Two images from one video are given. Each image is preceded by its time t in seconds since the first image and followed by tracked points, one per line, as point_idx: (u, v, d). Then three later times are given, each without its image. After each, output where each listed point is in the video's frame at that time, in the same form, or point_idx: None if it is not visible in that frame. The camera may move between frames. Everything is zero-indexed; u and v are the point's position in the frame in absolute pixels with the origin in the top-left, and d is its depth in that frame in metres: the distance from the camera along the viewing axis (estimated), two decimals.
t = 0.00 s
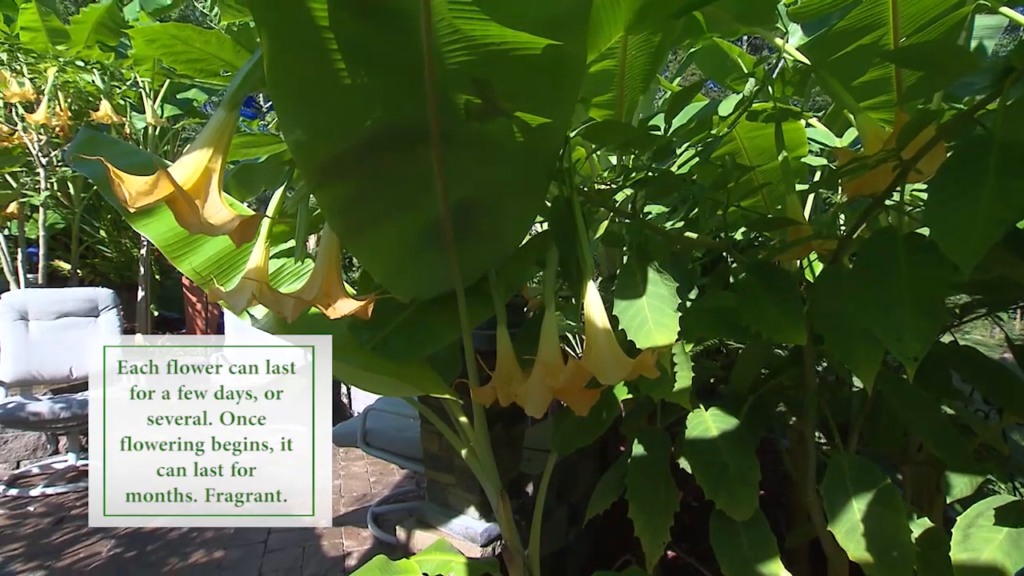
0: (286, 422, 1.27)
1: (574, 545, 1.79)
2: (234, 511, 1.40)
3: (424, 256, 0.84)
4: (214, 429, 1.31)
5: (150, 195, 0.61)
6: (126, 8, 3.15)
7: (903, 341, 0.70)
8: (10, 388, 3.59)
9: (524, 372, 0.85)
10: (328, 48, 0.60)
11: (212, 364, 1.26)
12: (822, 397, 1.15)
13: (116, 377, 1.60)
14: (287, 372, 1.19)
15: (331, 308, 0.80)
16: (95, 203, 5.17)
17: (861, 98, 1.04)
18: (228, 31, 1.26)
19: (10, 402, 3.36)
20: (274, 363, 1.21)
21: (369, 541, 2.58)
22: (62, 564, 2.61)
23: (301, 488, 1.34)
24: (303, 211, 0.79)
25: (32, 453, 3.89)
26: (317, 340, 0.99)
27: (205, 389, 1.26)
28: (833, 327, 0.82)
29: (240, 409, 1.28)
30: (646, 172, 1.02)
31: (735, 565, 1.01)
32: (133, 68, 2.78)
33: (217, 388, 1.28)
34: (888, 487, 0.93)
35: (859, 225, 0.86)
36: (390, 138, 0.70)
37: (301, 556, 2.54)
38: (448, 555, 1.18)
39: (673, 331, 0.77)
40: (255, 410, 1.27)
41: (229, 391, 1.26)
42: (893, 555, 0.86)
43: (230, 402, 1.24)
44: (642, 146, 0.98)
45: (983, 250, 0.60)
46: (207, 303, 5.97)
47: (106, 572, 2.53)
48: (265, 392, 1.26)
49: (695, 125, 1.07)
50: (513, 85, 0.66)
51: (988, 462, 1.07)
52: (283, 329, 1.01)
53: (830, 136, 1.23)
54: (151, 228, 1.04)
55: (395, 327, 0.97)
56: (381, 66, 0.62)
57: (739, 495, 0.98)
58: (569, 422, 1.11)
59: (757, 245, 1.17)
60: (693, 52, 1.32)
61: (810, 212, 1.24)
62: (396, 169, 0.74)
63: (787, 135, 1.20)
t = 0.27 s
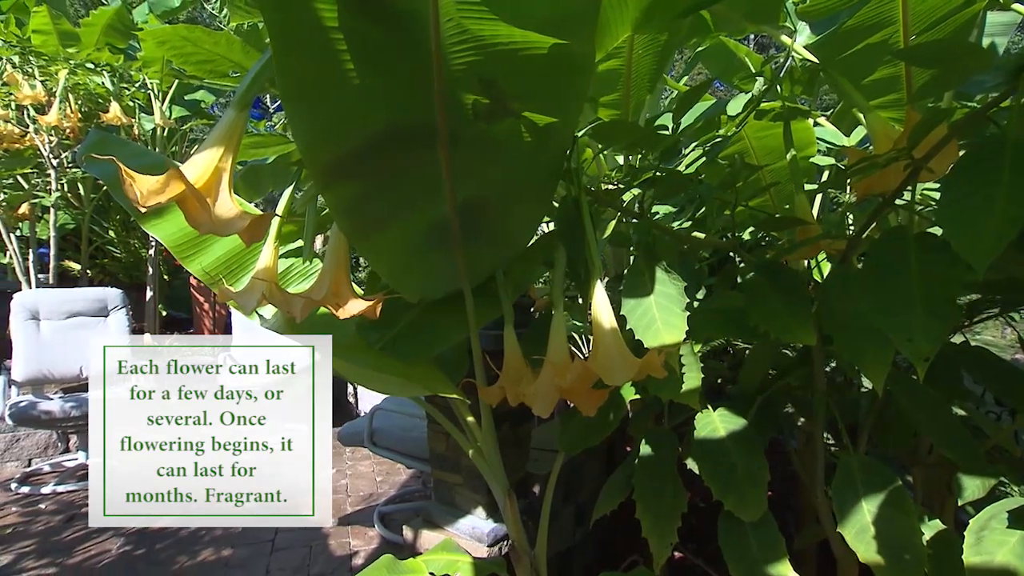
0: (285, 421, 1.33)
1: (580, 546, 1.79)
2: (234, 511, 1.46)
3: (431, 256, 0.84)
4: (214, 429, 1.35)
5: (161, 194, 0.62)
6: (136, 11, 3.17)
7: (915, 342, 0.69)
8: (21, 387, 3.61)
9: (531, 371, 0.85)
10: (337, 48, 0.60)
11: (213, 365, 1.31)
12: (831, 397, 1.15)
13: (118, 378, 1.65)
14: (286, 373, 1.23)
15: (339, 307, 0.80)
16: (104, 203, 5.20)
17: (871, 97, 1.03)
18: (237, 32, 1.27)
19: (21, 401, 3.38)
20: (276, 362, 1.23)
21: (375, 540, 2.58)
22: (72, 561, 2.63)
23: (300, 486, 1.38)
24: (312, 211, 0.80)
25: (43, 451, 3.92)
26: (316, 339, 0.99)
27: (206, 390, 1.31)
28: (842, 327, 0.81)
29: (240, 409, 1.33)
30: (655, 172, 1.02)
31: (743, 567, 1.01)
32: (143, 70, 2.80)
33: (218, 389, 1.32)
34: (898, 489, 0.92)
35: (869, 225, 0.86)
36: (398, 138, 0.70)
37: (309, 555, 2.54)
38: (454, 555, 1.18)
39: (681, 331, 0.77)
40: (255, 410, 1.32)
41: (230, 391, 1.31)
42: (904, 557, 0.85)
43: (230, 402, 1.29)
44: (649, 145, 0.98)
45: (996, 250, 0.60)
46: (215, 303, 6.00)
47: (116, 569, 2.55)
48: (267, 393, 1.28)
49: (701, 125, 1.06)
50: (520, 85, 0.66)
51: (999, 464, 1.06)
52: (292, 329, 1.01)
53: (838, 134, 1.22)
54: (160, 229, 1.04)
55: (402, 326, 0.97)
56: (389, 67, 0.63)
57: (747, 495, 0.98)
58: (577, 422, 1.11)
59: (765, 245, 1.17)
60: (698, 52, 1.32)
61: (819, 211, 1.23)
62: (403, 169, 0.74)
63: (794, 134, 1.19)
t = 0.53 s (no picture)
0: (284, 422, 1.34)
1: (586, 546, 1.78)
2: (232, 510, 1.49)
3: (439, 257, 0.84)
4: (214, 428, 1.38)
5: (171, 193, 0.62)
6: (145, 13, 3.20)
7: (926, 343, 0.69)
8: (32, 386, 3.64)
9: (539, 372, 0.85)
10: (346, 49, 0.60)
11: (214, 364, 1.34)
12: (840, 398, 1.14)
13: (119, 378, 1.68)
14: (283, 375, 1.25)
15: (347, 308, 0.81)
16: (114, 204, 5.23)
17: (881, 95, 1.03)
18: (246, 34, 1.27)
19: (32, 400, 3.40)
20: (278, 361, 1.23)
21: (382, 540, 2.59)
22: (83, 558, 2.64)
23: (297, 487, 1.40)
24: (320, 212, 0.80)
25: (54, 449, 3.94)
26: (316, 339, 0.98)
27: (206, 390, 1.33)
28: (852, 327, 0.81)
29: (240, 410, 1.35)
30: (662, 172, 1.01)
31: (751, 569, 1.01)
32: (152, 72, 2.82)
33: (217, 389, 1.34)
34: (909, 491, 0.92)
35: (879, 224, 0.85)
36: (406, 139, 0.70)
37: (316, 554, 2.55)
38: (460, 555, 1.18)
39: (689, 331, 0.77)
40: (254, 410, 1.34)
41: (230, 391, 1.33)
42: (916, 560, 0.85)
43: (228, 402, 1.32)
44: (657, 145, 0.98)
45: (1010, 250, 0.59)
46: (222, 303, 6.02)
47: (125, 567, 2.56)
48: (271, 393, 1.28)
49: (709, 125, 1.06)
50: (528, 85, 0.66)
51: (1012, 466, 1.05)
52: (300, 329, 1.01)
53: (847, 133, 1.21)
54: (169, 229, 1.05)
55: (410, 326, 0.97)
56: (398, 68, 0.63)
57: (756, 496, 0.97)
58: (584, 422, 1.11)
59: (773, 245, 1.16)
60: (706, 51, 1.31)
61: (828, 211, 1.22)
62: (411, 169, 0.74)
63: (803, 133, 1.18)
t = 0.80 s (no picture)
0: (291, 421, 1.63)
1: (593, 546, 1.78)
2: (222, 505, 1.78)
3: (448, 257, 0.84)
4: (214, 427, 1.59)
5: (183, 197, 0.62)
6: (154, 15, 3.21)
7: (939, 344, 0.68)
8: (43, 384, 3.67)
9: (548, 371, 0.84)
10: (356, 50, 0.60)
11: (215, 371, 1.46)
12: (851, 398, 1.13)
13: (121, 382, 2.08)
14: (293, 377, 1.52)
15: (357, 307, 0.81)
16: (123, 204, 5.26)
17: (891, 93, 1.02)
18: (256, 35, 1.28)
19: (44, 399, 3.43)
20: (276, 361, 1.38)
21: (389, 539, 2.60)
22: (94, 555, 2.66)
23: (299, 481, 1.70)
24: (330, 212, 0.80)
25: (66, 447, 3.97)
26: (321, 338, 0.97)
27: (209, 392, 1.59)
28: (863, 328, 0.80)
29: (239, 409, 1.58)
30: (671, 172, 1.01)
31: (761, 570, 1.00)
32: (161, 73, 2.83)
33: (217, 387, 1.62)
34: (921, 493, 0.91)
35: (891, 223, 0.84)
36: (416, 139, 0.70)
37: (324, 553, 2.56)
38: (468, 554, 1.18)
39: (700, 331, 0.76)
40: (255, 409, 1.56)
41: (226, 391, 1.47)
42: (928, 563, 0.84)
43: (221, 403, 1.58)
44: (666, 145, 0.97)
45: None
46: (230, 302, 6.05)
47: (136, 565, 2.57)
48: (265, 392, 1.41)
49: (718, 124, 1.05)
50: (538, 85, 0.66)
51: None
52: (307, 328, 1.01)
53: (858, 131, 1.20)
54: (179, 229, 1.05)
55: (418, 325, 0.97)
56: (409, 68, 0.63)
57: (766, 497, 0.97)
58: (592, 422, 1.11)
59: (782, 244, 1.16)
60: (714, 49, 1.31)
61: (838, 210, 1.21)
62: (420, 169, 0.74)
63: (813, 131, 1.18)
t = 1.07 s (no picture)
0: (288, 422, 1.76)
1: (599, 546, 1.78)
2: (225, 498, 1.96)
3: (455, 257, 0.84)
4: (213, 426, 1.72)
5: (192, 197, 0.62)
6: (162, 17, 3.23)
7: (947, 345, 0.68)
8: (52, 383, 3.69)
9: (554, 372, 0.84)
10: (364, 51, 0.60)
11: (214, 373, 1.60)
12: (858, 398, 1.13)
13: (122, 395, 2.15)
14: (293, 377, 1.64)
15: (363, 308, 0.81)
16: (131, 205, 5.29)
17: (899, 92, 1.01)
18: (262, 36, 1.28)
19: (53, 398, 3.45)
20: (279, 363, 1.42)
21: (395, 538, 2.60)
22: (103, 553, 2.67)
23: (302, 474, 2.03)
24: (337, 212, 0.80)
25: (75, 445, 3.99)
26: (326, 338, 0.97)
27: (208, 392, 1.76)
28: (871, 328, 0.80)
29: (240, 411, 1.72)
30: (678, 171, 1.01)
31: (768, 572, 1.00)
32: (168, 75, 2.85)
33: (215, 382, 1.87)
34: (930, 495, 0.91)
35: (900, 223, 0.84)
36: (423, 139, 0.70)
37: (329, 553, 2.57)
38: (474, 554, 1.17)
39: (707, 332, 0.76)
40: (256, 410, 1.71)
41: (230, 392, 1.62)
42: (938, 565, 0.84)
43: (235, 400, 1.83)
44: (672, 144, 0.97)
45: None
46: (236, 302, 6.08)
47: (144, 563, 2.58)
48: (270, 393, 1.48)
49: (725, 123, 1.05)
50: (544, 85, 0.66)
51: None
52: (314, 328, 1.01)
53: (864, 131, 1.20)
54: (187, 230, 1.05)
55: (424, 325, 0.97)
56: (417, 69, 0.63)
57: (773, 498, 0.96)
58: (599, 422, 1.10)
59: (789, 244, 1.15)
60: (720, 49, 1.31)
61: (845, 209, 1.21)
62: (426, 169, 0.74)
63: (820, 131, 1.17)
